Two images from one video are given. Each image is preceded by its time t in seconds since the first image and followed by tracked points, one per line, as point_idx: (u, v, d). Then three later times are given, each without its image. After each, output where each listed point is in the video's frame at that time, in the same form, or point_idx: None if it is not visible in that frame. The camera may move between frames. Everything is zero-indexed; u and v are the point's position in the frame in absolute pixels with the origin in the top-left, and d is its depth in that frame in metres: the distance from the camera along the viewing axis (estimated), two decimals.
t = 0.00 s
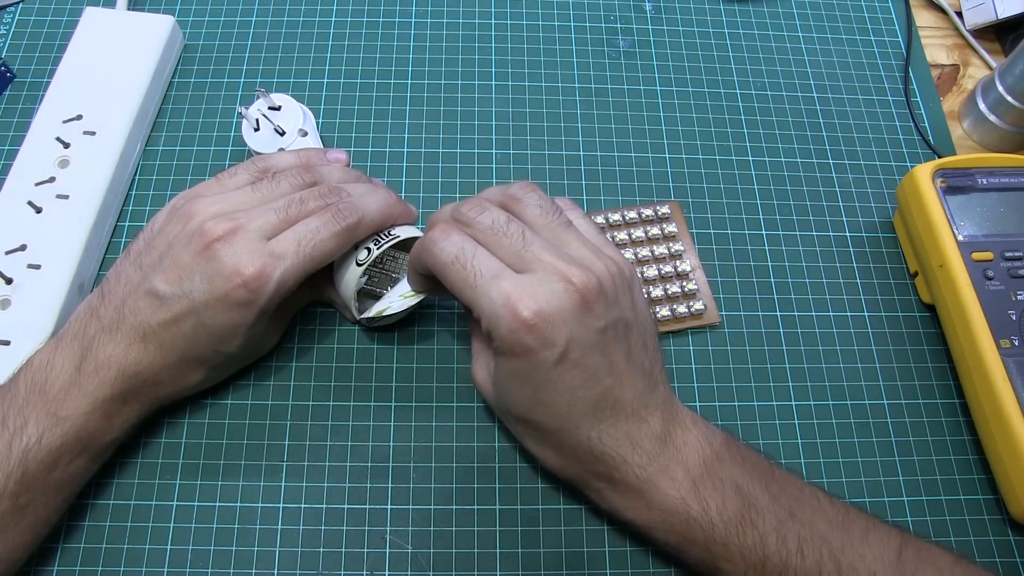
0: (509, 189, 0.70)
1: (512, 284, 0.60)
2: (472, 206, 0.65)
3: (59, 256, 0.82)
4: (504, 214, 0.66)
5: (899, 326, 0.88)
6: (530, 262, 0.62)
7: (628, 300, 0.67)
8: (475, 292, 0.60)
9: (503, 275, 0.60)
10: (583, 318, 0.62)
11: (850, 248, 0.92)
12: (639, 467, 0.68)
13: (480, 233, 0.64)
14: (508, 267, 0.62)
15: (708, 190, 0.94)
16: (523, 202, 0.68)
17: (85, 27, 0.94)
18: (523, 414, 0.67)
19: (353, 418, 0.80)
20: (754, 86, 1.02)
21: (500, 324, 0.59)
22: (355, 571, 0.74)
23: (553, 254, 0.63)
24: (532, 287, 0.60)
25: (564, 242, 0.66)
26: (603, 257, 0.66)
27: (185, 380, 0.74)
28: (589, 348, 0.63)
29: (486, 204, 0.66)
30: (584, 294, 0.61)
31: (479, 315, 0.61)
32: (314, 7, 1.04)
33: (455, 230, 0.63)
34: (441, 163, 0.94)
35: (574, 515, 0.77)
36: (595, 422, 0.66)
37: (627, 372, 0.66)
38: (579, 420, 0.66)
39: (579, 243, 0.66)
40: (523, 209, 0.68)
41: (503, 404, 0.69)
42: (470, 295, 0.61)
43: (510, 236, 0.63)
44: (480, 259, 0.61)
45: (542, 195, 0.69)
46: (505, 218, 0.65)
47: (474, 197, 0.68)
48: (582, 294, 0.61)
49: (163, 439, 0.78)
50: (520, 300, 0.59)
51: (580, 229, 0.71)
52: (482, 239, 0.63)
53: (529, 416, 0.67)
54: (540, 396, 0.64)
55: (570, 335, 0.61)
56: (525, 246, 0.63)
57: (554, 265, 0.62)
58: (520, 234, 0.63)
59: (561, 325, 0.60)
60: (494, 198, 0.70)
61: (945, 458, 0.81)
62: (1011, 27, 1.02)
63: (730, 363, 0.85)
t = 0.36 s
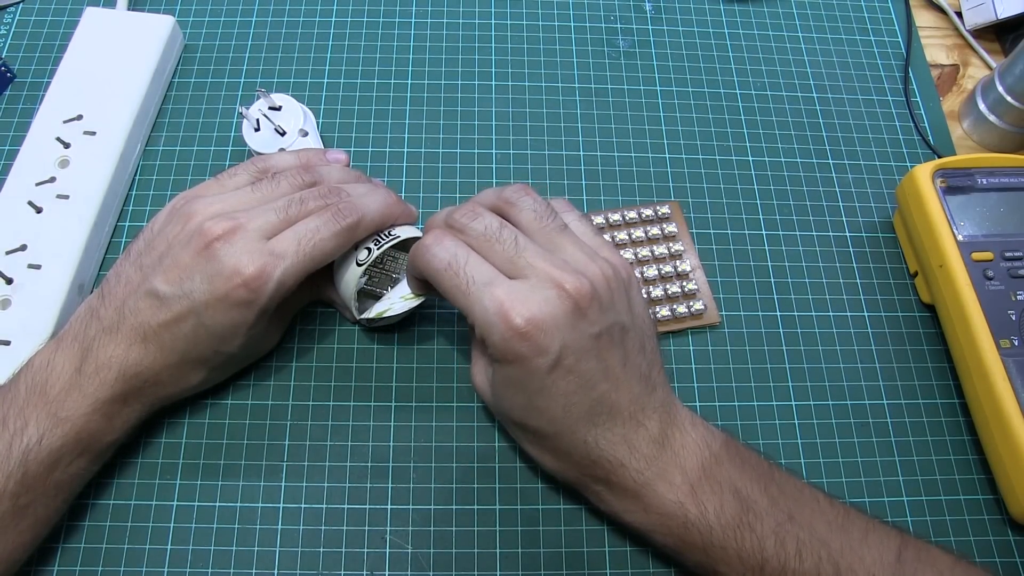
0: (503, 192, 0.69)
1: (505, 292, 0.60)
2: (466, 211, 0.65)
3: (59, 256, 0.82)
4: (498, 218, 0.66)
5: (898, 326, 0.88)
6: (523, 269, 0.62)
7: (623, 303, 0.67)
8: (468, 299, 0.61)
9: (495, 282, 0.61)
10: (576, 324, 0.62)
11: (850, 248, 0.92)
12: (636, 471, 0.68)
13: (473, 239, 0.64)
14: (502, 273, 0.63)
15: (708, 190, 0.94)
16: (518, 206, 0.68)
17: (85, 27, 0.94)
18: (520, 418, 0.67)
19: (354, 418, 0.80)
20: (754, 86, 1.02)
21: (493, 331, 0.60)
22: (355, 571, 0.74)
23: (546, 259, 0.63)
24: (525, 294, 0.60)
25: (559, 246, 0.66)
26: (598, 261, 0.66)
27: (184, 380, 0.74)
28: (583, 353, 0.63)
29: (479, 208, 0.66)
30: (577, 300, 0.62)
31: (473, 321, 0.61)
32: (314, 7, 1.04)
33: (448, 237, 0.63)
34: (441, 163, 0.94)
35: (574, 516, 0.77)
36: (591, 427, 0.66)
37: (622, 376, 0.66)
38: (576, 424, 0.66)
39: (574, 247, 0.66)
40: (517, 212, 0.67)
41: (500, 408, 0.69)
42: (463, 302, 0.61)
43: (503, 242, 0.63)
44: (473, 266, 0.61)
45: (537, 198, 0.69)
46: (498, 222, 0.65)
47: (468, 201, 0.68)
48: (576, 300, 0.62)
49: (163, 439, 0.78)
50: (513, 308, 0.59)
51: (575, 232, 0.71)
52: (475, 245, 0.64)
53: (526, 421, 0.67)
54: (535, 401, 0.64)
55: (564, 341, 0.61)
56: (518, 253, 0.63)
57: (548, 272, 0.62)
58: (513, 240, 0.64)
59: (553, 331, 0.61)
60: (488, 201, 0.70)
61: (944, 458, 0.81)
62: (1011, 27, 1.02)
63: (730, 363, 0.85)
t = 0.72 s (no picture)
0: (499, 196, 0.70)
1: (499, 293, 0.60)
2: (462, 212, 0.65)
3: (59, 256, 0.82)
4: (494, 220, 0.66)
5: (899, 326, 0.88)
6: (518, 270, 0.62)
7: (619, 306, 0.67)
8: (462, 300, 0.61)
9: (490, 284, 0.61)
10: (570, 326, 0.62)
11: (850, 248, 0.92)
12: (631, 473, 0.68)
13: (469, 239, 0.64)
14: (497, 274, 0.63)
15: (708, 190, 0.94)
16: (513, 210, 0.68)
17: (85, 27, 0.94)
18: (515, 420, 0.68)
19: (354, 419, 0.80)
20: (754, 86, 1.02)
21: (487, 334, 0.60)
22: (355, 571, 0.74)
23: (541, 261, 0.63)
24: (519, 296, 0.60)
25: (554, 249, 0.66)
26: (593, 263, 0.66)
27: (185, 380, 0.74)
28: (577, 355, 0.63)
29: (476, 209, 0.66)
30: (571, 302, 0.62)
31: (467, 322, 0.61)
32: (314, 7, 1.04)
33: (444, 237, 0.63)
34: (441, 163, 0.94)
35: (574, 516, 0.77)
36: (585, 429, 0.66)
37: (615, 378, 0.66)
38: (570, 426, 0.66)
39: (569, 250, 0.66)
40: (513, 215, 0.68)
41: (496, 410, 0.69)
42: (458, 303, 0.61)
43: (499, 244, 0.63)
44: (467, 267, 0.61)
45: (531, 201, 0.69)
46: (495, 224, 0.65)
47: (465, 202, 0.68)
48: (570, 303, 0.62)
49: (163, 439, 0.78)
50: (507, 310, 0.59)
51: (570, 235, 0.71)
52: (471, 246, 0.64)
53: (521, 423, 0.67)
54: (528, 404, 0.64)
55: (558, 343, 0.61)
56: (513, 254, 0.63)
57: (542, 274, 0.62)
58: (509, 241, 0.64)
59: (547, 334, 0.60)
60: (484, 202, 0.70)
61: (944, 458, 0.81)
62: (1011, 27, 1.02)
63: (730, 363, 0.85)
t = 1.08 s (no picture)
0: (488, 203, 0.70)
1: (486, 309, 0.60)
2: (453, 223, 0.66)
3: (59, 256, 0.82)
4: (484, 230, 0.66)
5: (899, 326, 0.88)
6: (507, 283, 0.62)
7: (610, 314, 0.67)
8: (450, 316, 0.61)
9: (480, 298, 0.61)
10: (559, 339, 0.62)
11: (851, 249, 0.92)
12: (626, 482, 0.68)
13: (460, 250, 0.64)
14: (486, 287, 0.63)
15: (708, 190, 0.94)
16: (500, 218, 0.68)
17: (85, 27, 0.94)
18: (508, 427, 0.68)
19: (353, 419, 0.80)
20: (754, 86, 1.02)
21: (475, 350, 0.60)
22: (355, 571, 0.74)
23: (531, 273, 0.63)
24: (506, 311, 0.61)
25: (543, 259, 0.66)
26: (584, 271, 0.66)
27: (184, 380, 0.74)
28: (567, 368, 0.63)
29: (466, 219, 0.66)
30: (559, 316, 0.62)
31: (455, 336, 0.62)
32: (314, 7, 1.04)
33: (434, 250, 0.63)
34: (441, 163, 0.94)
35: (574, 516, 0.77)
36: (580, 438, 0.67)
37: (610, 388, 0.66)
38: (564, 435, 0.66)
39: (559, 259, 0.67)
40: (503, 224, 0.68)
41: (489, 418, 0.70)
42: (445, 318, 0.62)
43: (488, 255, 0.64)
44: (455, 281, 0.62)
45: (519, 209, 0.70)
46: (485, 234, 0.65)
47: (455, 212, 0.68)
48: (558, 315, 0.62)
49: (163, 439, 0.78)
50: (495, 327, 0.60)
51: (563, 239, 0.71)
52: (461, 258, 0.64)
53: (516, 431, 0.68)
54: (521, 415, 0.65)
55: (546, 357, 0.62)
56: (502, 266, 0.63)
57: (531, 286, 0.62)
58: (498, 252, 0.64)
59: (534, 349, 0.61)
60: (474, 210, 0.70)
61: (944, 458, 0.81)
62: (1011, 27, 1.02)
63: (730, 363, 0.85)
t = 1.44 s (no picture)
0: (506, 193, 0.70)
1: (504, 305, 0.60)
2: (472, 219, 0.66)
3: (59, 256, 0.82)
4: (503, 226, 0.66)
5: (899, 326, 0.88)
6: (524, 278, 0.62)
7: (628, 307, 0.66)
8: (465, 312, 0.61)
9: (496, 293, 0.60)
10: (575, 334, 0.62)
11: (850, 248, 0.92)
12: (638, 474, 0.68)
13: (477, 246, 0.64)
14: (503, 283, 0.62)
15: (708, 190, 0.94)
16: (520, 207, 0.68)
17: (85, 27, 0.94)
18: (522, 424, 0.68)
19: (354, 418, 0.80)
20: (754, 86, 1.02)
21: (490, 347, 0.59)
22: (355, 571, 0.74)
23: (548, 267, 0.63)
24: (524, 308, 0.60)
25: (562, 250, 0.66)
26: (601, 264, 0.66)
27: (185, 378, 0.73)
28: (583, 364, 0.63)
29: (484, 215, 0.66)
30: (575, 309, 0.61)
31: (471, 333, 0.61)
32: (314, 7, 1.04)
33: (451, 246, 0.63)
34: (441, 163, 0.94)
35: (574, 515, 0.77)
36: (593, 431, 0.67)
37: (621, 380, 0.66)
38: (578, 430, 0.66)
39: (577, 251, 0.66)
40: (520, 216, 0.68)
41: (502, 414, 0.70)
42: (461, 315, 0.61)
43: (505, 250, 0.63)
44: (473, 277, 0.61)
45: (540, 197, 0.69)
46: (502, 230, 0.65)
47: (472, 208, 0.68)
48: (577, 310, 0.61)
49: (163, 439, 0.78)
50: (511, 322, 0.59)
51: (580, 231, 0.70)
52: (478, 254, 0.64)
53: (530, 427, 0.68)
54: (536, 411, 0.65)
55: (563, 355, 0.61)
56: (519, 261, 0.63)
57: (548, 280, 0.62)
58: (515, 247, 0.64)
59: (551, 345, 0.60)
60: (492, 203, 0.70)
61: (944, 458, 0.81)
62: (1011, 27, 1.02)
63: (730, 363, 0.85)
